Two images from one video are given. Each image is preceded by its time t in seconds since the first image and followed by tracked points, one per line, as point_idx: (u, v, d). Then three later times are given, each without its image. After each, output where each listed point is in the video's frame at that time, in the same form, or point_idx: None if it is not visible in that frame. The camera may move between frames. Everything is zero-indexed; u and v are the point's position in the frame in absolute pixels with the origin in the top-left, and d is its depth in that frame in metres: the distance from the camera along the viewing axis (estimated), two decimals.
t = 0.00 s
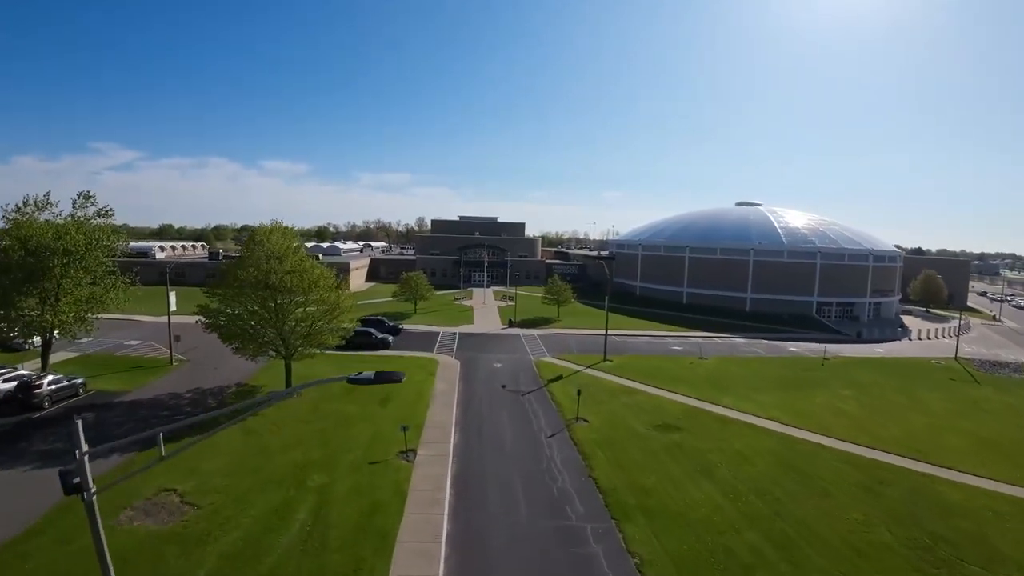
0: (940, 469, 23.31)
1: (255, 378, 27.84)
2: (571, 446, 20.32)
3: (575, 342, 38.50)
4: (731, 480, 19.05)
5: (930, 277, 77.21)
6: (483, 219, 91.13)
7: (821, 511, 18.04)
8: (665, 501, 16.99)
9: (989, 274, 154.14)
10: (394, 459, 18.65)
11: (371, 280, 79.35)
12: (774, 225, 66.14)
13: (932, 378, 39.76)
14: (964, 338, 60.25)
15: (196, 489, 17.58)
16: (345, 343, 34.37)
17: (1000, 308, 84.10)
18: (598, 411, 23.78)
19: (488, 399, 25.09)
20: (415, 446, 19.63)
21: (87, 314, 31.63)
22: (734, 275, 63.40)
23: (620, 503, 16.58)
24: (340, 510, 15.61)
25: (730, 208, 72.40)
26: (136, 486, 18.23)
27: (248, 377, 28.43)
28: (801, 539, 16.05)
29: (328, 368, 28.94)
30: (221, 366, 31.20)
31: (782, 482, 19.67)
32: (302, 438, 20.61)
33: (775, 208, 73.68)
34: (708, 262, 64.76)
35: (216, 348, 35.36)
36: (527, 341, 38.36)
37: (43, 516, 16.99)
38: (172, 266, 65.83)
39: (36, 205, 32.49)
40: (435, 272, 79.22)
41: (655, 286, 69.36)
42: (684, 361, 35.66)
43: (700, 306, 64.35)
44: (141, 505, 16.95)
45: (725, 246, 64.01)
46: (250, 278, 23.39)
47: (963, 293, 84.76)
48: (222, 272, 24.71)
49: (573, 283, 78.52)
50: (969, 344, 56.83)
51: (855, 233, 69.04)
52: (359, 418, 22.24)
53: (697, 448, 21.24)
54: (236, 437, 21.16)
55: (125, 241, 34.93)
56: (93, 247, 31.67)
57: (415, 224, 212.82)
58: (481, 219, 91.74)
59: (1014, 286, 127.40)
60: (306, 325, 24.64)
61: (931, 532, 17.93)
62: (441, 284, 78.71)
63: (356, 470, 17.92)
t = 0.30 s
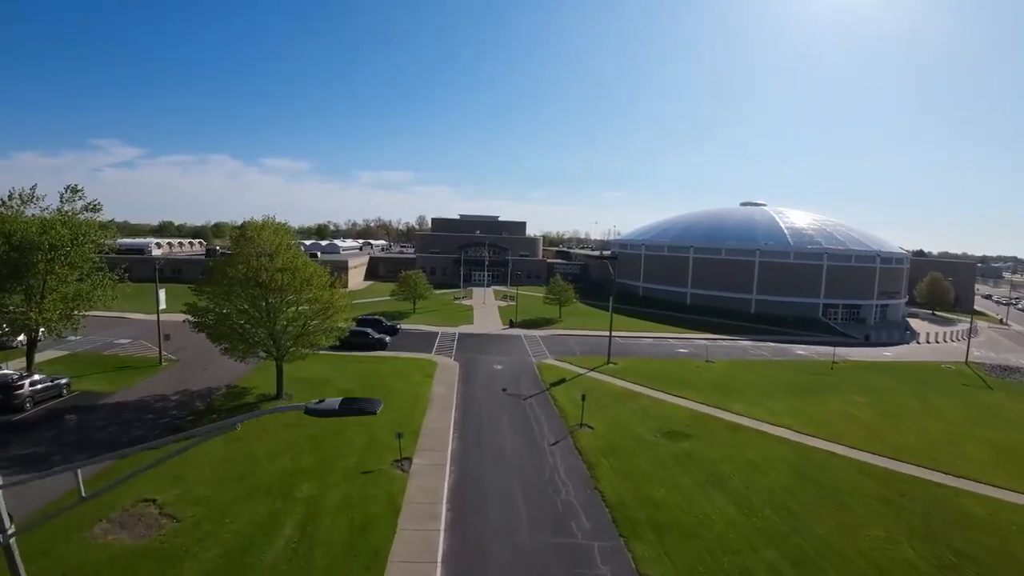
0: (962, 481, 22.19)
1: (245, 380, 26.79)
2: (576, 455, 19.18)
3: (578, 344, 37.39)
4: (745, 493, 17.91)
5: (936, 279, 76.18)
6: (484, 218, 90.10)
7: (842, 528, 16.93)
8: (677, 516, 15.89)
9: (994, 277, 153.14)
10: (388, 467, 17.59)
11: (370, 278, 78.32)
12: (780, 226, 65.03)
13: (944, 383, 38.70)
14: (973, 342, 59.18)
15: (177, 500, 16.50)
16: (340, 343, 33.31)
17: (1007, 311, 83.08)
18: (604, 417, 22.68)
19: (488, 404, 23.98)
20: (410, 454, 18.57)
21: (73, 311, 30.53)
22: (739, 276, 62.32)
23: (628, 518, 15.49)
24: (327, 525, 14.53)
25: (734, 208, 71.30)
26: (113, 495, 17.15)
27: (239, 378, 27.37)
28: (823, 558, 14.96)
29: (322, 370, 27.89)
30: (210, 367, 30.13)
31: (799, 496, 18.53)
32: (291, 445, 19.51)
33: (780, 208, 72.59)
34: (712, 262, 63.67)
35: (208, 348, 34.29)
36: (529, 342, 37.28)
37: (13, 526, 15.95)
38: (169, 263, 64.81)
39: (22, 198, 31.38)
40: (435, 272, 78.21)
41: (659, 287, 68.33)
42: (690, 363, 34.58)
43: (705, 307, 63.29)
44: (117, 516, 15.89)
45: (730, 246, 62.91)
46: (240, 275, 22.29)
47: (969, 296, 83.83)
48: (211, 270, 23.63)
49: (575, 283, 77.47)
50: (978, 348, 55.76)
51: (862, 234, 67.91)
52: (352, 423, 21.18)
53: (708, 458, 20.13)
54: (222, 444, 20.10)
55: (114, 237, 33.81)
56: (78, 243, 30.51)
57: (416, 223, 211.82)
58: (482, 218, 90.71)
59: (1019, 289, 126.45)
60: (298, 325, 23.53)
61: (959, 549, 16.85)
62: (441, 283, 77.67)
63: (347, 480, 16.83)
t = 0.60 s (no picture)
0: (984, 492, 21.17)
1: (235, 382, 25.72)
2: (581, 465, 18.14)
3: (580, 346, 36.34)
4: (761, 508, 16.88)
5: (943, 282, 75.18)
6: (484, 217, 89.06)
7: (865, 546, 15.89)
8: (689, 534, 14.84)
9: (997, 279, 152.21)
10: (381, 479, 16.52)
11: (368, 277, 77.27)
12: (786, 226, 63.91)
13: (956, 388, 37.68)
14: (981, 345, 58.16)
15: (154, 514, 15.42)
16: (336, 343, 32.23)
17: (1014, 315, 82.04)
18: (609, 423, 21.66)
19: (488, 409, 22.94)
20: (405, 464, 17.48)
21: (59, 310, 29.43)
22: (744, 276, 61.22)
23: (638, 536, 14.44)
24: (314, 543, 13.48)
25: (739, 207, 70.16)
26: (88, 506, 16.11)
27: (228, 380, 26.30)
28: None
29: (315, 372, 26.83)
30: (200, 369, 29.10)
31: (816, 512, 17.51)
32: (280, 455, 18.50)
33: (785, 208, 71.47)
34: (717, 262, 62.60)
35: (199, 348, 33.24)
36: (530, 343, 36.19)
37: None
38: (164, 260, 63.76)
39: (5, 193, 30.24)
40: (435, 271, 77.27)
41: (661, 287, 67.25)
42: (696, 367, 33.49)
43: (708, 308, 62.26)
44: (90, 530, 14.84)
45: (735, 246, 61.81)
46: (228, 273, 21.21)
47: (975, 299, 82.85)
48: (196, 268, 22.52)
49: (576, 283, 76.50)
50: (987, 352, 54.75)
51: (869, 235, 66.79)
52: (344, 431, 20.07)
53: (719, 469, 19.10)
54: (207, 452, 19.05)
55: (102, 232, 32.64)
56: (64, 239, 29.37)
57: (416, 222, 210.69)
58: (482, 217, 89.68)
59: None
60: (289, 325, 22.46)
61: (989, 568, 15.82)
62: (441, 282, 76.71)
63: (337, 492, 15.80)
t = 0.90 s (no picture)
0: (1012, 505, 20.00)
1: (223, 388, 24.61)
2: (588, 479, 17.01)
3: (583, 348, 35.21)
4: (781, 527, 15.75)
5: (949, 282, 74.10)
6: (484, 216, 87.97)
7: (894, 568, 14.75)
8: (707, 556, 13.72)
9: (1000, 280, 151.23)
10: (372, 495, 15.38)
11: (366, 277, 76.12)
12: (791, 226, 62.74)
13: (970, 392, 36.56)
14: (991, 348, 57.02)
15: (127, 534, 14.30)
16: (330, 345, 31.10)
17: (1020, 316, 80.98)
18: (616, 432, 20.56)
19: (489, 416, 21.83)
20: (399, 479, 16.35)
21: (41, 309, 28.09)
22: (749, 277, 60.05)
23: (651, 559, 13.34)
24: (298, 568, 12.36)
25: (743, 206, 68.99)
26: (58, 524, 14.98)
27: (216, 386, 25.18)
28: None
29: (307, 377, 25.68)
30: (188, 373, 27.96)
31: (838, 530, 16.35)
32: (266, 467, 17.39)
33: (789, 207, 70.33)
34: (721, 262, 61.49)
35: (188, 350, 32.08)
36: (531, 346, 35.04)
37: None
38: (158, 259, 62.62)
39: None
40: (434, 271, 76.24)
41: (665, 287, 66.11)
42: (703, 370, 32.31)
43: (712, 309, 61.18)
44: (57, 550, 13.71)
45: (739, 246, 60.66)
46: (212, 272, 19.96)
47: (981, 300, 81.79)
48: (179, 267, 21.33)
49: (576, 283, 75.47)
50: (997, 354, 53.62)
51: (875, 235, 65.63)
52: (334, 441, 18.99)
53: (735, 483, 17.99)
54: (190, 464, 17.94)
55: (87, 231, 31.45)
56: (46, 236, 28.11)
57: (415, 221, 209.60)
58: (482, 217, 88.54)
59: None
60: (278, 327, 21.29)
61: None
62: (440, 282, 75.65)
63: (325, 510, 14.68)
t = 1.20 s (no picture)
0: None
1: (210, 394, 23.53)
2: (595, 494, 15.93)
3: (586, 351, 34.11)
4: (803, 547, 14.68)
5: (955, 283, 73.07)
6: (484, 216, 86.90)
7: None
8: None
9: (1002, 281, 150.13)
10: (364, 513, 14.28)
11: (364, 277, 75.03)
12: (796, 225, 61.66)
13: (984, 395, 35.50)
14: (1000, 349, 55.95)
15: (99, 556, 13.18)
16: (324, 347, 30.00)
17: None
18: (624, 440, 19.51)
19: (489, 423, 20.77)
20: (393, 493, 15.24)
21: (23, 310, 26.83)
22: (754, 278, 58.94)
23: None
24: None
25: (747, 206, 67.91)
26: (24, 542, 13.88)
27: (203, 393, 24.11)
28: None
29: (299, 381, 24.59)
30: (175, 378, 26.86)
31: (864, 549, 15.25)
32: (251, 482, 16.29)
33: (793, 207, 69.25)
34: (725, 262, 60.40)
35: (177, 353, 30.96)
36: (532, 348, 33.94)
37: None
38: (152, 259, 61.53)
39: None
40: (433, 271, 75.19)
41: (667, 288, 65.03)
42: (711, 374, 31.22)
43: (716, 310, 60.13)
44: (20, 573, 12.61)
45: (744, 246, 59.56)
46: (196, 273, 18.81)
47: (987, 301, 80.72)
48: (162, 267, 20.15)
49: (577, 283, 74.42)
50: (1006, 356, 52.57)
51: (881, 235, 64.57)
52: (325, 451, 17.89)
53: (750, 499, 16.92)
54: (171, 479, 16.87)
55: (70, 230, 30.31)
56: (28, 233, 26.90)
57: (415, 221, 208.61)
58: (482, 216, 87.51)
59: None
60: (267, 330, 20.17)
61: None
62: (439, 282, 74.59)
63: (312, 530, 13.58)
